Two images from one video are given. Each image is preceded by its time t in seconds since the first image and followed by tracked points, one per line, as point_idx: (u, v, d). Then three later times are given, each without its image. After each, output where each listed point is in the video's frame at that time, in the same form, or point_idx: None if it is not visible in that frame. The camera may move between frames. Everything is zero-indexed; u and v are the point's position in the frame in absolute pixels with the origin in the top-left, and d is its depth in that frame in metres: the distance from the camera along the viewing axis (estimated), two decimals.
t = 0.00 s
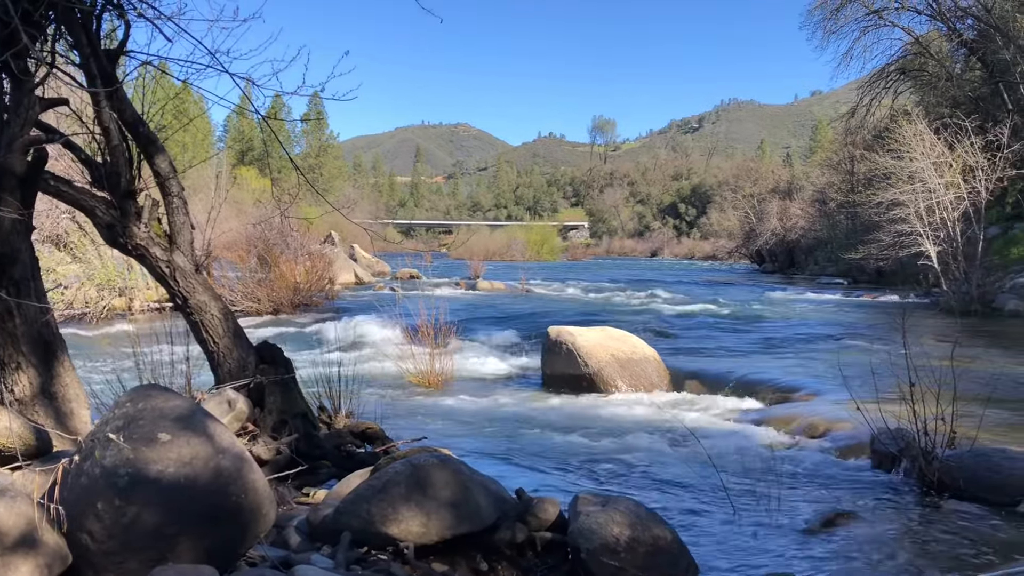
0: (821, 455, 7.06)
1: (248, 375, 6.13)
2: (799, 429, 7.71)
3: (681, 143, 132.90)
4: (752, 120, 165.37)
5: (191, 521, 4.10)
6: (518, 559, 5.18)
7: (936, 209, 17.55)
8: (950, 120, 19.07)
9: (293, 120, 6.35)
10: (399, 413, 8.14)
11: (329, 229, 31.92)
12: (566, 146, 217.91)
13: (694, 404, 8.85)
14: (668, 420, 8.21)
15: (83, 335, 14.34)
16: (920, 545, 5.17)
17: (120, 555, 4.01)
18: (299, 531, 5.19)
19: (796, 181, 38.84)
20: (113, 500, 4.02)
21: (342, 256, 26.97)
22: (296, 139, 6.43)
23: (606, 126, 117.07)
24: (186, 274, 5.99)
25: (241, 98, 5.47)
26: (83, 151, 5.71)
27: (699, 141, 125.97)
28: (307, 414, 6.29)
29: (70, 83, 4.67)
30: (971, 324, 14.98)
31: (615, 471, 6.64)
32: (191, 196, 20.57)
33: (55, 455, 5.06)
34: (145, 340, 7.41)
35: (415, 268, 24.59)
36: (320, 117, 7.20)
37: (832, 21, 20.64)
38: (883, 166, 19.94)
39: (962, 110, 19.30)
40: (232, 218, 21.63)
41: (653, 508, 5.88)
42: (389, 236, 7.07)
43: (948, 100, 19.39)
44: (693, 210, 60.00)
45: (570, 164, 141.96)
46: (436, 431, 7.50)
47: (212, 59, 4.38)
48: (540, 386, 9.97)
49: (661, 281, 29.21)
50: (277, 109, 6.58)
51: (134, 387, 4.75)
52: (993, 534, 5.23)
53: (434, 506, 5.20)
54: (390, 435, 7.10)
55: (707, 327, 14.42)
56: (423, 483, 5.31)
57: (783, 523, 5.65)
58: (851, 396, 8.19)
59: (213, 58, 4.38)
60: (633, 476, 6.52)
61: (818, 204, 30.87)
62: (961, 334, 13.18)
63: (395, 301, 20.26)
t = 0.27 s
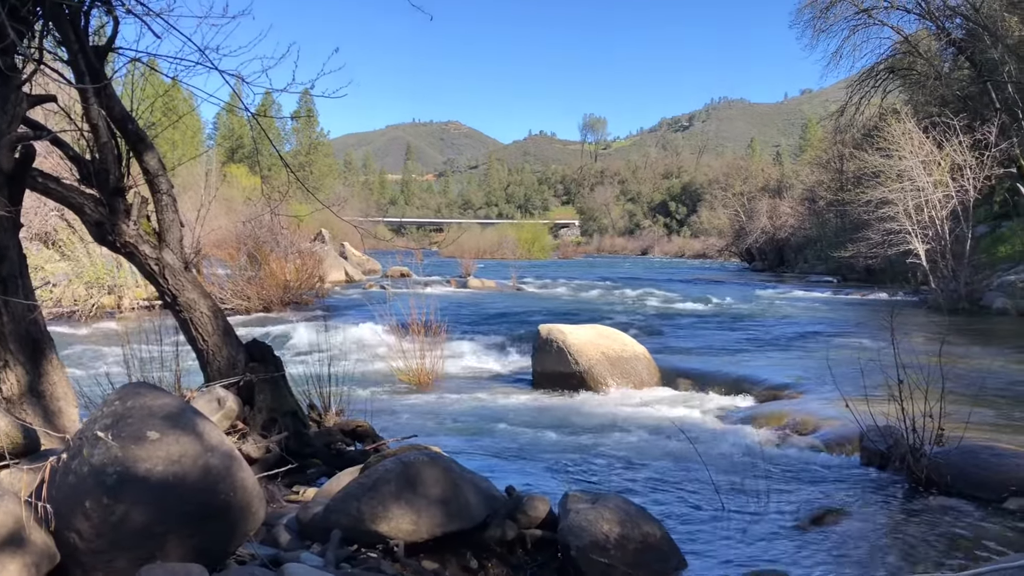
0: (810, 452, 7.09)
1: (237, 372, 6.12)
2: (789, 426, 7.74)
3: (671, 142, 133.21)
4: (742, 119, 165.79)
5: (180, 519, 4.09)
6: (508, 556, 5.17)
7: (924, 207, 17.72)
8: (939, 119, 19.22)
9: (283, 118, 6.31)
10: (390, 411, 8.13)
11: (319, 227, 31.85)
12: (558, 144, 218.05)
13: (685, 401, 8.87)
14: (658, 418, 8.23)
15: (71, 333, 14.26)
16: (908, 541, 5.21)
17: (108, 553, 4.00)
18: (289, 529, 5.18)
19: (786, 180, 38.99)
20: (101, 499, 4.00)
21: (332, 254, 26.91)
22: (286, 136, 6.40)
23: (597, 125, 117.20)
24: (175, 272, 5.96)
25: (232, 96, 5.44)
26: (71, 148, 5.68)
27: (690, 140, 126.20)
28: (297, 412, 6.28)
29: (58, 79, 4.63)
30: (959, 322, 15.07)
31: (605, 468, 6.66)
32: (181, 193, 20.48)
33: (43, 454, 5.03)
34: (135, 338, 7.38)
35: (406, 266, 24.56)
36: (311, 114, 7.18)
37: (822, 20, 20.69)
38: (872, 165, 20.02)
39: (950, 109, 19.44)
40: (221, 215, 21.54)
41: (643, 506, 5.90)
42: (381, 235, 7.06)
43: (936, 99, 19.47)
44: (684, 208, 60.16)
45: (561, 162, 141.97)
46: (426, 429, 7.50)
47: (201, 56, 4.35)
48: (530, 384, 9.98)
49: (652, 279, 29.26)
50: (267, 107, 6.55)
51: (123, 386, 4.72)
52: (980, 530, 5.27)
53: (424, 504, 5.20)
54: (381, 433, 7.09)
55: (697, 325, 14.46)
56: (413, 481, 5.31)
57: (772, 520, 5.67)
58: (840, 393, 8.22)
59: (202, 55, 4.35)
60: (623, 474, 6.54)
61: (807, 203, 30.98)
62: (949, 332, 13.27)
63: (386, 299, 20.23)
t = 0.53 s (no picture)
0: (799, 447, 7.12)
1: (226, 369, 6.10)
2: (778, 421, 7.77)
3: (662, 138, 133.47)
4: (733, 116, 166.09)
5: (168, 516, 4.08)
6: (497, 552, 5.18)
7: (913, 203, 17.80)
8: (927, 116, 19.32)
9: (272, 113, 6.29)
10: (380, 407, 8.13)
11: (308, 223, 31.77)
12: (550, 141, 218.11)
13: (675, 397, 8.89)
14: (648, 413, 8.25)
15: (58, 330, 14.19)
16: (896, 535, 5.23)
17: (96, 551, 3.98)
18: (278, 526, 5.17)
19: (775, 176, 39.14)
20: (89, 496, 3.98)
21: (322, 250, 26.85)
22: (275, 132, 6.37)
23: (588, 121, 117.22)
24: (163, 268, 5.94)
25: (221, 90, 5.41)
26: (58, 144, 5.63)
27: (681, 136, 126.49)
28: (286, 409, 6.27)
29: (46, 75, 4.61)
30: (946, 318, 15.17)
31: (595, 464, 6.67)
32: (169, 189, 20.39)
33: (30, 451, 5.00)
34: (123, 335, 7.35)
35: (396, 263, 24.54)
36: (300, 110, 7.15)
37: (811, 17, 20.74)
38: (861, 161, 20.08)
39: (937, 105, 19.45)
40: (210, 212, 21.46)
41: (633, 501, 5.91)
42: (371, 231, 7.05)
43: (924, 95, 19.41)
44: (674, 204, 60.31)
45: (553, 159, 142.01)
46: (416, 425, 7.50)
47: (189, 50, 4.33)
48: (521, 380, 9.99)
49: (642, 275, 29.30)
50: (256, 102, 6.52)
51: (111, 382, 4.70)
52: (967, 524, 5.31)
53: (413, 500, 5.20)
54: (370, 429, 7.09)
55: (686, 321, 14.50)
56: (403, 477, 5.31)
57: (761, 515, 5.69)
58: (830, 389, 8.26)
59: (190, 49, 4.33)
60: (613, 470, 6.55)
61: (797, 199, 31.08)
62: (935, 328, 13.35)
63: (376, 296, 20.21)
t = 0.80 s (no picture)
0: (788, 441, 7.15)
1: (216, 365, 6.09)
2: (768, 416, 7.79)
3: (653, 134, 133.68)
4: (724, 112, 166.34)
5: (157, 512, 4.07)
6: (487, 547, 5.18)
7: (902, 198, 18.01)
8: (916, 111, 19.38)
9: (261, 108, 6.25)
10: (370, 403, 8.14)
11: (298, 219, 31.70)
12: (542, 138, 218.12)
13: (665, 392, 8.92)
14: (639, 408, 8.27)
15: (46, 327, 14.14)
16: (884, 528, 5.26)
17: (84, 547, 3.96)
18: (268, 521, 5.16)
19: (765, 171, 39.26)
20: (77, 492, 3.95)
21: (313, 246, 26.80)
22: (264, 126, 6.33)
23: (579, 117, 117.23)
24: (152, 264, 5.92)
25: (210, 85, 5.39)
26: (45, 140, 5.58)
27: (672, 132, 126.69)
28: (276, 404, 6.26)
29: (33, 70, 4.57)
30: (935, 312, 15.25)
31: (586, 459, 6.68)
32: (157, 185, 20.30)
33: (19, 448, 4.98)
34: (112, 331, 7.33)
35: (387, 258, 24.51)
36: (289, 105, 7.12)
37: (802, 13, 20.76)
38: (851, 156, 20.13)
39: (927, 101, 19.16)
40: (200, 208, 21.38)
41: (623, 496, 5.92)
42: (361, 227, 7.02)
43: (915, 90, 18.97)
44: (664, 200, 60.42)
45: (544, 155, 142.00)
46: (407, 421, 7.51)
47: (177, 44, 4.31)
48: (512, 376, 10.01)
49: (633, 271, 29.35)
50: (245, 97, 6.48)
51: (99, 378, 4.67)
52: (955, 516, 5.35)
53: (403, 495, 5.19)
54: (360, 425, 7.09)
55: (676, 316, 14.53)
56: (393, 472, 5.31)
57: (751, 509, 5.71)
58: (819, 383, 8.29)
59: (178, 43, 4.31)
60: (604, 464, 6.56)
61: (787, 194, 31.17)
62: (924, 322, 13.43)
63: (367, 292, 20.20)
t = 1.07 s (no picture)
0: (779, 435, 7.18)
1: (207, 362, 6.08)
2: (759, 410, 7.81)
3: (646, 130, 133.76)
4: (716, 107, 166.50)
5: (149, 509, 4.06)
6: (480, 542, 5.20)
7: (893, 192, 18.07)
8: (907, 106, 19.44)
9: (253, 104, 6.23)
10: (362, 399, 8.14)
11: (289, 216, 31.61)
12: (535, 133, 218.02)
13: (657, 387, 8.93)
14: (631, 403, 8.28)
15: (36, 324, 14.08)
16: (875, 521, 5.29)
17: (76, 545, 3.94)
18: (260, 518, 5.16)
19: (756, 166, 39.36)
20: (69, 490, 3.94)
21: (304, 242, 26.74)
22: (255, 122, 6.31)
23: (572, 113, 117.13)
24: (142, 261, 5.90)
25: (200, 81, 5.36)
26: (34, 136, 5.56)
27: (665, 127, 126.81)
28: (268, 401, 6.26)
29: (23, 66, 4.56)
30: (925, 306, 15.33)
31: (578, 454, 6.69)
32: (147, 181, 20.22)
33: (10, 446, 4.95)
34: (103, 328, 7.30)
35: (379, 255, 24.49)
36: (281, 102, 7.09)
37: (793, 8, 20.75)
38: (842, 151, 20.19)
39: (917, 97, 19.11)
40: (190, 205, 21.31)
41: (615, 490, 5.94)
42: (353, 223, 7.01)
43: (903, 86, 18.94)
44: (656, 195, 60.48)
45: (537, 151, 141.90)
46: (399, 417, 7.51)
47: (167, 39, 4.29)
48: (504, 371, 10.02)
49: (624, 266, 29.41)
50: (237, 93, 6.46)
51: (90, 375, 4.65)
52: (945, 509, 5.38)
53: (396, 491, 5.19)
54: (352, 421, 7.09)
55: (668, 311, 14.56)
56: (385, 468, 5.31)
57: (743, 503, 5.73)
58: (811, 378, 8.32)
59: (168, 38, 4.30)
60: (596, 459, 6.57)
61: (779, 189, 31.26)
62: (913, 316, 13.49)
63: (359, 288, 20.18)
